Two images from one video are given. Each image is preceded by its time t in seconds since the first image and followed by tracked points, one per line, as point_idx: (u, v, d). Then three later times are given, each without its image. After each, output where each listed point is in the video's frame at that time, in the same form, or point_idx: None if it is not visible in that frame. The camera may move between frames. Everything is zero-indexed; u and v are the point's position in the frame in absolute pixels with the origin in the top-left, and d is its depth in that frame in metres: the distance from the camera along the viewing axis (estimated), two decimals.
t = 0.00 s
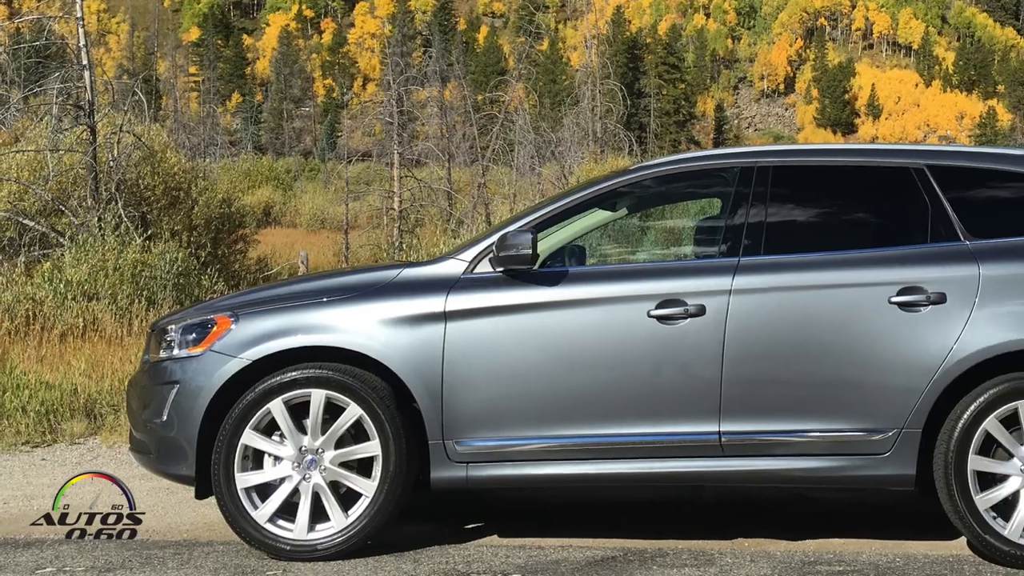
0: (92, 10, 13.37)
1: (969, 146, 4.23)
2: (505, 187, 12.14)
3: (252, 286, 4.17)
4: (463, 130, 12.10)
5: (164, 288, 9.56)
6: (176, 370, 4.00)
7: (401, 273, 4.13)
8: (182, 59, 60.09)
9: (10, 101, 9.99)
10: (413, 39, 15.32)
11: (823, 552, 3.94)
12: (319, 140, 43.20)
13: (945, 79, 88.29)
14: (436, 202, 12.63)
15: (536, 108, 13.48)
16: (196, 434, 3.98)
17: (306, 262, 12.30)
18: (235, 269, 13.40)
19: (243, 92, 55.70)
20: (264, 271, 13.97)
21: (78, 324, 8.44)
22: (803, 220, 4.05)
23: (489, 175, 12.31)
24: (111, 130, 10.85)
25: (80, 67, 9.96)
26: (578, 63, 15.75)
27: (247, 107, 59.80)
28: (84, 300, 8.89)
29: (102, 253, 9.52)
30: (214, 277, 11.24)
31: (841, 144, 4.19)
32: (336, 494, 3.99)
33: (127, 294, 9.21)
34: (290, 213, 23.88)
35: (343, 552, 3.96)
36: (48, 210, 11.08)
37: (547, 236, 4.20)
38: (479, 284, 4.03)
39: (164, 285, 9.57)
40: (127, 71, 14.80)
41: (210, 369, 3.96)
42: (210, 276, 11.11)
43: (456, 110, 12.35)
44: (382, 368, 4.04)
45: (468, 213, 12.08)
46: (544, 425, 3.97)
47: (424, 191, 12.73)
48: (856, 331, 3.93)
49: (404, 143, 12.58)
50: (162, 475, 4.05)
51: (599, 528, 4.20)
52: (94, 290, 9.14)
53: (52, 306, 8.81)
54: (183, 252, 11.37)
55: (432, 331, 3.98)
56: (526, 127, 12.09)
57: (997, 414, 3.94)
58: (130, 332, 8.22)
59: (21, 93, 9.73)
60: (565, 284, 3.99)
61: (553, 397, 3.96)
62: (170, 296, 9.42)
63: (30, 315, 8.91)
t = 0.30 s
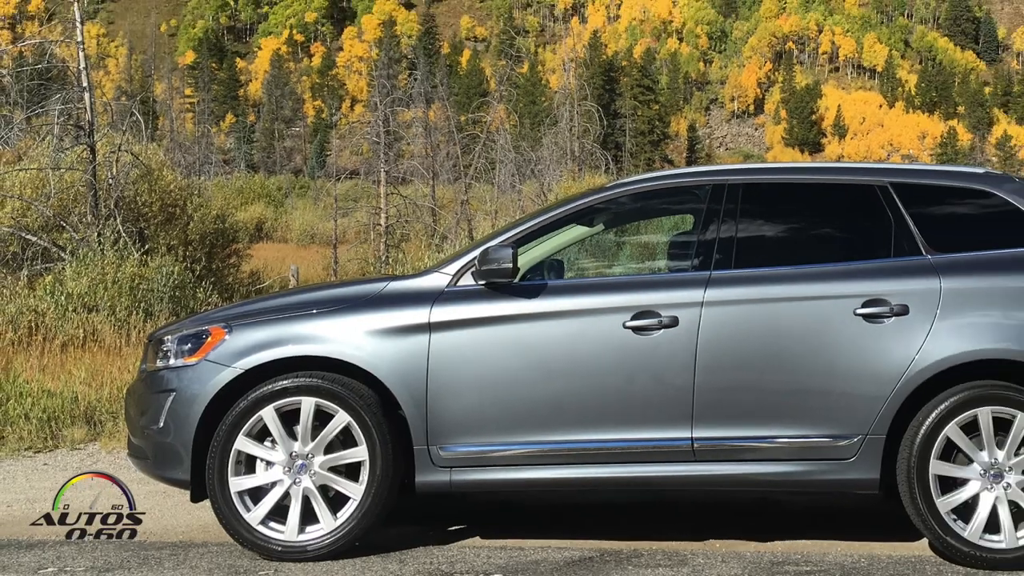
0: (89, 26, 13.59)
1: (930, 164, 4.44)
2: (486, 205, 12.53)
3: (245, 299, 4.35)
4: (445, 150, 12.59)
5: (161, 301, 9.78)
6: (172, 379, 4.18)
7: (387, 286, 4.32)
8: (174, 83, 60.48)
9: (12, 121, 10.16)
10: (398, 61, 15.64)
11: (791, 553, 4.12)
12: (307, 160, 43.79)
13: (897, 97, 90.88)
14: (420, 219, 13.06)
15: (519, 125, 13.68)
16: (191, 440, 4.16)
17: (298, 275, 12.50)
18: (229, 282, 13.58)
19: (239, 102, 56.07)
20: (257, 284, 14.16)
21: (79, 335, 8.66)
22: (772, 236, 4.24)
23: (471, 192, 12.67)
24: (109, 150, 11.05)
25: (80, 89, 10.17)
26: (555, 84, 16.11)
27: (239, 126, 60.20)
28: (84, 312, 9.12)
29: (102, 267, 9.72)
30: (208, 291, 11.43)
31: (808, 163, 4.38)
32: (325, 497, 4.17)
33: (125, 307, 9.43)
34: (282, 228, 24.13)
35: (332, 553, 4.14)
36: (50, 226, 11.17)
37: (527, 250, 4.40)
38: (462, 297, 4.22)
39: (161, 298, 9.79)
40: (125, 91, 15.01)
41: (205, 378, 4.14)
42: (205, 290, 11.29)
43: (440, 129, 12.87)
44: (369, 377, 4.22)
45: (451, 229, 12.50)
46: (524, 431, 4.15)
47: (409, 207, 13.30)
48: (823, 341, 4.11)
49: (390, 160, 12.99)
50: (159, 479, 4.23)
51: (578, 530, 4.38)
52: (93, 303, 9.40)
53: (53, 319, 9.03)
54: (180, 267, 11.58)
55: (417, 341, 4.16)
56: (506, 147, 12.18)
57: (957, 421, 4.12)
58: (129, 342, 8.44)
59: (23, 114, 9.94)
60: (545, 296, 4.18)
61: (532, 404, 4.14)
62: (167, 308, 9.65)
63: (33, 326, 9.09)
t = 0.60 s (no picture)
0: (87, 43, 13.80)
1: (893, 182, 4.67)
2: (469, 220, 13.27)
3: (238, 310, 4.54)
4: (430, 167, 13.03)
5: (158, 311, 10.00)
6: (169, 387, 4.36)
7: (374, 297, 4.51)
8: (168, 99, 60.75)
9: (15, 139, 10.38)
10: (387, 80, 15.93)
11: (762, 554, 4.31)
12: (297, 176, 44.19)
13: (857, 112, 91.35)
14: (406, 232, 13.45)
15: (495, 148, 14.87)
16: (187, 445, 4.34)
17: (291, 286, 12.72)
18: (223, 293, 13.76)
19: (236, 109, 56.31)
20: (251, 296, 14.35)
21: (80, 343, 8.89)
22: (744, 249, 4.46)
23: (455, 210, 13.31)
24: (108, 168, 11.26)
25: (80, 109, 10.37)
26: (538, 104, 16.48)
27: (232, 139, 60.47)
28: (85, 323, 9.34)
29: (101, 279, 9.92)
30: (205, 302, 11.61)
31: (777, 181, 4.62)
32: (315, 500, 4.35)
33: (124, 318, 9.65)
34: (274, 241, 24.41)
35: (322, 554, 4.32)
36: (52, 240, 11.32)
37: (509, 263, 4.59)
38: (446, 308, 4.41)
39: (159, 309, 10.01)
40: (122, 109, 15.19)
41: (200, 386, 4.32)
42: (201, 300, 11.48)
43: (426, 148, 13.35)
44: (357, 384, 4.40)
45: (435, 243, 12.92)
46: (505, 437, 4.33)
47: (395, 222, 13.58)
48: (792, 351, 4.29)
49: (378, 178, 13.29)
50: (156, 483, 4.41)
51: (558, 532, 4.57)
52: (94, 313, 9.60)
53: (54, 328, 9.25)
54: (177, 279, 11.79)
55: (403, 351, 4.35)
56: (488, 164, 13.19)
57: (920, 427, 4.31)
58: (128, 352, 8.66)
59: (26, 133, 10.16)
60: (525, 308, 4.37)
61: (514, 411, 4.32)
62: (164, 319, 9.87)
63: (34, 337, 9.29)
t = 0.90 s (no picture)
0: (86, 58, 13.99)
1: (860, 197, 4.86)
2: (454, 234, 13.54)
3: (232, 321, 4.73)
4: (416, 183, 13.53)
5: (156, 323, 10.22)
6: (166, 394, 4.55)
7: (362, 309, 4.70)
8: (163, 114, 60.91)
9: (17, 156, 10.59)
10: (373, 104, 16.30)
11: (735, 554, 4.49)
12: (291, 190, 44.49)
13: (839, 125, 91.91)
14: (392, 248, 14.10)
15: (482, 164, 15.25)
16: (183, 450, 4.52)
17: (282, 297, 12.92)
18: (218, 305, 13.94)
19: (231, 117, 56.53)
20: (244, 307, 14.54)
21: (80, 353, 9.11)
22: (718, 262, 4.65)
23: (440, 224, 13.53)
24: (107, 184, 11.45)
25: (81, 127, 10.53)
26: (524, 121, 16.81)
27: (224, 157, 60.65)
28: (85, 333, 9.55)
29: (100, 290, 10.13)
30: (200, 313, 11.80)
31: (750, 197, 4.82)
32: (306, 504, 4.53)
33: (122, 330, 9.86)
34: (266, 256, 24.80)
35: (312, 554, 4.49)
36: (53, 253, 11.53)
37: (492, 275, 4.79)
38: (432, 318, 4.60)
39: (156, 320, 10.23)
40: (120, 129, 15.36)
41: (196, 393, 4.50)
42: (196, 312, 11.63)
43: (412, 164, 13.85)
44: (346, 392, 4.59)
45: (422, 257, 13.23)
46: (488, 443, 4.50)
47: (382, 236, 13.91)
48: (764, 360, 4.47)
49: (367, 194, 13.64)
50: (153, 486, 4.59)
51: (540, 534, 4.76)
52: (93, 324, 9.80)
53: (55, 339, 9.47)
54: (173, 291, 11.99)
55: (390, 360, 4.53)
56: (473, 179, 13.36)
57: (886, 433, 4.49)
58: (126, 362, 8.87)
59: (28, 150, 10.38)
60: (507, 318, 4.56)
61: (496, 418, 4.50)
62: (161, 329, 10.09)
63: (36, 346, 9.49)
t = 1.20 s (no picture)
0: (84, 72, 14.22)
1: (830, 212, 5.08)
2: (441, 248, 14.45)
3: (227, 330, 4.91)
4: (404, 198, 14.36)
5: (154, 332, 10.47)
6: (162, 401, 4.73)
7: (352, 319, 4.89)
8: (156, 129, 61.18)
9: (20, 173, 10.85)
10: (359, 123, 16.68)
11: (710, 555, 4.67)
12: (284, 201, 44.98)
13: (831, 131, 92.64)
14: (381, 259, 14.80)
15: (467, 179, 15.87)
16: (179, 455, 4.70)
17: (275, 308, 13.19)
18: (213, 314, 14.16)
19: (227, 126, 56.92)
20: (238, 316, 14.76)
21: (80, 361, 9.36)
22: (694, 274, 4.85)
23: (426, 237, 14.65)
24: (106, 199, 11.73)
25: (81, 144, 10.77)
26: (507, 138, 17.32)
27: (219, 172, 61.05)
28: (86, 342, 9.80)
29: (99, 301, 10.41)
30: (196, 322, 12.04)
31: (724, 212, 5.03)
32: (298, 506, 4.71)
33: (121, 339, 10.12)
34: (260, 266, 25.14)
35: (303, 555, 4.68)
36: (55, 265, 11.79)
37: (478, 287, 5.00)
38: (419, 328, 4.79)
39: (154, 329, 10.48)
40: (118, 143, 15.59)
41: (192, 400, 4.69)
42: (192, 322, 11.86)
43: (400, 181, 14.72)
44: (336, 399, 4.77)
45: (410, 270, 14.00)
46: (472, 448, 4.68)
47: (372, 248, 14.74)
48: (738, 368, 4.64)
49: (356, 208, 14.83)
50: (151, 489, 4.77)
51: (523, 536, 4.94)
52: (93, 333, 10.04)
53: (56, 347, 9.71)
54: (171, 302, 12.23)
55: (378, 368, 4.71)
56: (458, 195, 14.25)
57: (857, 438, 4.65)
58: (124, 369, 9.11)
59: (30, 167, 10.63)
60: (491, 328, 4.75)
61: (480, 424, 4.68)
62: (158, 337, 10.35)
63: (38, 354, 9.69)
